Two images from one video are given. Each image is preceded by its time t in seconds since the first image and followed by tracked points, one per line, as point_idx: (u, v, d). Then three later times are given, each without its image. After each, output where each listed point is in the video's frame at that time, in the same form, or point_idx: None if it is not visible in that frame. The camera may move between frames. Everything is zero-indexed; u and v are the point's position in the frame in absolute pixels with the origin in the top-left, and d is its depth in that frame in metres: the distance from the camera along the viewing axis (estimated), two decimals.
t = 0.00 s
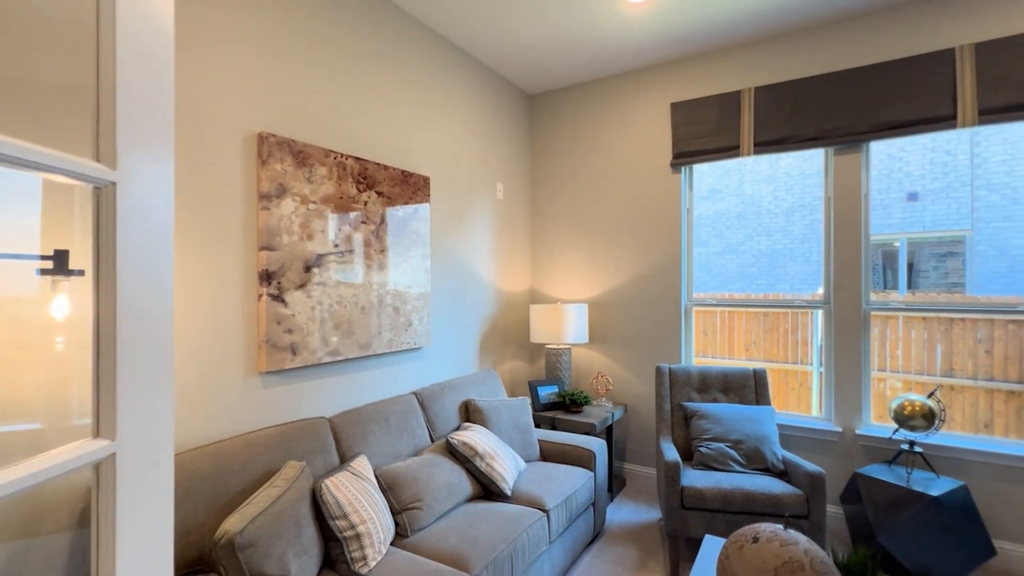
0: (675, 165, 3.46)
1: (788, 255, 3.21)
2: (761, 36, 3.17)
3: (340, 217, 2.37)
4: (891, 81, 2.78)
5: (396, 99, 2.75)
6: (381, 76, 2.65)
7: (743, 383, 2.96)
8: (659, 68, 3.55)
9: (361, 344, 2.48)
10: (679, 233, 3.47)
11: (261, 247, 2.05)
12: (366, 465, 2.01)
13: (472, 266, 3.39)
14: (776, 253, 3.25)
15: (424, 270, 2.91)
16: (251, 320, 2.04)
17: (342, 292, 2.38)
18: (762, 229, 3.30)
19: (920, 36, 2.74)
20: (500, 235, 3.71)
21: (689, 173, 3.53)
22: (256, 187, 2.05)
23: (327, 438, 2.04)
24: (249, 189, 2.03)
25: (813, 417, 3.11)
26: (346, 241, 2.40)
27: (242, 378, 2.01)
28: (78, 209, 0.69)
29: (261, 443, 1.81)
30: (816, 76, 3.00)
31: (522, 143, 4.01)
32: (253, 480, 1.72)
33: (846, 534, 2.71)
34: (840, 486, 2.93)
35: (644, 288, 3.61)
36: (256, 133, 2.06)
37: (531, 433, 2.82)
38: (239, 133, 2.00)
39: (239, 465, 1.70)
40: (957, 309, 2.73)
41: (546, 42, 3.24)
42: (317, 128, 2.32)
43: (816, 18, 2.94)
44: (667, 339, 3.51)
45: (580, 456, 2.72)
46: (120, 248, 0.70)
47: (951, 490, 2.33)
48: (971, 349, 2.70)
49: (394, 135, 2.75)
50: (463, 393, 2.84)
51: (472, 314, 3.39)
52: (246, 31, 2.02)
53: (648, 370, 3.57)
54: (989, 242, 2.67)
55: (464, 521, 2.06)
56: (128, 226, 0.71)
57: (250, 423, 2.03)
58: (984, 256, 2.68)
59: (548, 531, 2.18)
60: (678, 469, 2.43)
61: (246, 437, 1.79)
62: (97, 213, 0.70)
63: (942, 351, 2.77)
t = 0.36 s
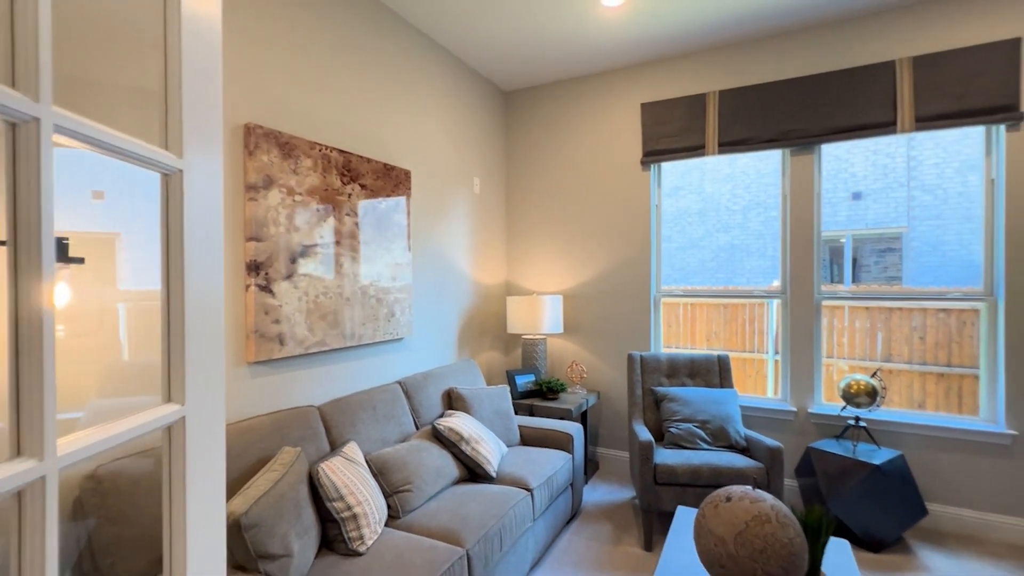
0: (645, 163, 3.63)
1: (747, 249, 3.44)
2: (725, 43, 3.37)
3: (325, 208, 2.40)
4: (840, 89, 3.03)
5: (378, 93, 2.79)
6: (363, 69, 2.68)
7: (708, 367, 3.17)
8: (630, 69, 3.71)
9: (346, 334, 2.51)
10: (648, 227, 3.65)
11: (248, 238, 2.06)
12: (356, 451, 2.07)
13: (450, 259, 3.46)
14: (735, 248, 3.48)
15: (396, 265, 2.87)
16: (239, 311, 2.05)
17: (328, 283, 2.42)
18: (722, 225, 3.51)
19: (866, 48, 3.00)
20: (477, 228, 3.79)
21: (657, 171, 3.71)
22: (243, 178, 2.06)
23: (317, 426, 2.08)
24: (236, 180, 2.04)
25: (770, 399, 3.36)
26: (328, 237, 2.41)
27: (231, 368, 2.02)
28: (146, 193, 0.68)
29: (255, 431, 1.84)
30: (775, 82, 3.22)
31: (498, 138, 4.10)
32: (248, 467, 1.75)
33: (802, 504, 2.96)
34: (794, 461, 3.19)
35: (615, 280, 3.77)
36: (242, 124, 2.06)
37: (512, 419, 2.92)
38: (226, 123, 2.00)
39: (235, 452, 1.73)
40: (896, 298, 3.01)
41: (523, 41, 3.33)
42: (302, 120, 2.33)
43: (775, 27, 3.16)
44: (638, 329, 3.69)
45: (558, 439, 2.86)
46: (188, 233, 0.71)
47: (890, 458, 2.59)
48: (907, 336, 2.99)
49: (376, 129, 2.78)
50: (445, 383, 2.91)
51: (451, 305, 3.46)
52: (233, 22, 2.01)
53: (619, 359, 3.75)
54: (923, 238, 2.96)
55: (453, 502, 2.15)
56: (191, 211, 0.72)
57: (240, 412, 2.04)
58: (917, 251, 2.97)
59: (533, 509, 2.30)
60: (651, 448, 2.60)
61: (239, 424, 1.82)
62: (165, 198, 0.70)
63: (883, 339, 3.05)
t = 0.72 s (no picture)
0: (613, 166, 3.78)
1: (707, 249, 3.64)
2: (687, 55, 3.55)
3: (303, 209, 2.42)
4: (791, 101, 3.27)
5: (354, 94, 2.81)
6: (340, 71, 2.70)
7: (672, 361, 3.36)
8: (598, 76, 3.85)
9: (324, 334, 2.54)
10: (616, 228, 3.81)
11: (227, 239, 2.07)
12: (339, 447, 2.11)
13: (424, 258, 3.51)
14: (696, 247, 3.68)
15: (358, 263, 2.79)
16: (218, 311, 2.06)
17: (307, 283, 2.44)
18: (684, 226, 3.71)
19: (814, 63, 3.24)
20: (450, 228, 3.85)
21: (624, 174, 3.87)
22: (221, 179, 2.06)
23: (298, 424, 2.11)
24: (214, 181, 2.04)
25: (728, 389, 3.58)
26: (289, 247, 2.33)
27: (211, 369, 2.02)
28: (181, 203, 0.74)
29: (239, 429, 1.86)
30: (732, 93, 3.44)
31: (470, 139, 4.16)
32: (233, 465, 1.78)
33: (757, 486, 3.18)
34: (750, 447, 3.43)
35: (584, 279, 3.92)
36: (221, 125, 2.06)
37: (487, 415, 3.01)
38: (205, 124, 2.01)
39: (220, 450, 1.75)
40: (840, 295, 3.28)
41: (496, 46, 3.41)
42: (280, 121, 2.35)
43: (732, 42, 3.37)
44: (606, 325, 3.85)
45: (532, 432, 2.97)
46: (214, 242, 0.77)
47: (835, 442, 2.84)
48: (851, 330, 3.27)
49: (352, 130, 2.81)
50: (421, 380, 2.97)
51: (425, 304, 3.52)
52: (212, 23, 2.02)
53: (588, 354, 3.90)
54: (865, 240, 3.23)
55: (433, 494, 2.22)
56: (217, 222, 0.78)
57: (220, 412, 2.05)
58: (860, 251, 3.25)
59: (510, 498, 2.40)
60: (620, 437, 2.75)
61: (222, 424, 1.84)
62: (196, 210, 0.76)
63: (832, 334, 3.31)
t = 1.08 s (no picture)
0: (578, 170, 3.92)
1: (670, 249, 3.83)
2: (648, 65, 3.72)
3: (272, 210, 2.43)
4: (744, 111, 3.47)
5: (324, 96, 2.83)
6: (310, 73, 2.71)
7: (635, 357, 3.52)
8: (564, 82, 3.98)
9: (294, 334, 2.55)
10: (581, 230, 3.95)
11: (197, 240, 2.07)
12: (311, 445, 2.14)
13: (394, 258, 3.55)
14: (659, 248, 3.86)
15: (323, 261, 2.78)
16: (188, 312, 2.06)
17: (276, 283, 2.45)
18: (648, 227, 3.88)
19: (765, 77, 3.46)
20: (420, 229, 3.90)
21: (589, 178, 4.01)
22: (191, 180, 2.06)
23: (270, 423, 2.13)
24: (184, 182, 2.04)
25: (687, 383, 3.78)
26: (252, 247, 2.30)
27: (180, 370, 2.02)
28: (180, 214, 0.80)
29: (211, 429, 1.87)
30: (690, 102, 3.62)
31: (439, 141, 4.22)
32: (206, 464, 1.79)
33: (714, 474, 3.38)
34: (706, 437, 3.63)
35: (552, 279, 4.04)
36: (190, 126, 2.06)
37: (457, 412, 3.08)
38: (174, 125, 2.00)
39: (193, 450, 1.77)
40: (792, 293, 3.51)
41: (466, 51, 3.48)
42: (250, 122, 2.35)
43: (690, 54, 3.55)
44: (572, 324, 3.98)
45: (501, 428, 3.07)
46: (207, 248, 0.83)
47: (783, 430, 3.05)
48: (801, 326, 3.50)
49: (323, 132, 2.83)
50: (392, 379, 3.02)
51: (396, 304, 3.56)
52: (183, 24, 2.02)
53: (556, 352, 4.02)
54: (815, 241, 3.47)
55: (405, 488, 2.28)
56: (209, 229, 0.84)
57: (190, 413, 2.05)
58: (811, 251, 3.48)
59: (480, 491, 2.49)
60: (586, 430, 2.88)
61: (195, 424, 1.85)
62: (190, 217, 0.81)
63: (786, 330, 3.54)
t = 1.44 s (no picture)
0: (543, 172, 4.10)
1: (634, 247, 4.05)
2: (608, 73, 3.93)
3: (245, 209, 2.50)
4: (695, 120, 3.73)
5: (295, 98, 2.91)
6: (281, 76, 2.79)
7: (596, 350, 3.74)
8: (529, 88, 4.15)
9: (267, 329, 2.64)
10: (546, 229, 4.14)
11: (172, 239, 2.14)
12: (287, 434, 2.24)
13: (365, 256, 3.65)
14: (622, 246, 4.08)
15: (293, 259, 2.84)
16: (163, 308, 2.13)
17: (249, 280, 2.53)
18: (611, 226, 4.10)
19: (714, 88, 3.72)
20: (389, 228, 4.00)
21: (554, 180, 4.20)
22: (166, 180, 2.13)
23: (246, 414, 2.22)
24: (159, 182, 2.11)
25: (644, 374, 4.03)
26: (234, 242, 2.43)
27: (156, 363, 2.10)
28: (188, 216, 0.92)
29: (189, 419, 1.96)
30: (646, 109, 3.86)
31: (408, 142, 4.33)
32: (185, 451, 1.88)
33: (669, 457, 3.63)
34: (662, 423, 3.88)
35: (518, 276, 4.21)
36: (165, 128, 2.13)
37: (427, 403, 3.22)
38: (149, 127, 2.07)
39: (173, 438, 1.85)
40: (746, 289, 3.78)
41: (434, 56, 3.61)
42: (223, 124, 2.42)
43: (646, 65, 3.79)
44: (538, 319, 4.17)
45: (470, 417, 3.22)
46: (209, 245, 0.95)
47: (729, 414, 3.32)
48: (753, 320, 3.78)
49: (294, 133, 2.91)
50: (364, 372, 3.13)
51: (367, 301, 3.66)
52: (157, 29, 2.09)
53: (522, 346, 4.20)
54: (769, 240, 3.73)
55: (378, 473, 2.41)
56: (210, 228, 0.96)
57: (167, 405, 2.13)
58: (765, 249, 3.75)
59: (449, 476, 2.64)
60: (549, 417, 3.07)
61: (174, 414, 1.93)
62: (195, 219, 0.94)
63: (736, 323, 3.82)
